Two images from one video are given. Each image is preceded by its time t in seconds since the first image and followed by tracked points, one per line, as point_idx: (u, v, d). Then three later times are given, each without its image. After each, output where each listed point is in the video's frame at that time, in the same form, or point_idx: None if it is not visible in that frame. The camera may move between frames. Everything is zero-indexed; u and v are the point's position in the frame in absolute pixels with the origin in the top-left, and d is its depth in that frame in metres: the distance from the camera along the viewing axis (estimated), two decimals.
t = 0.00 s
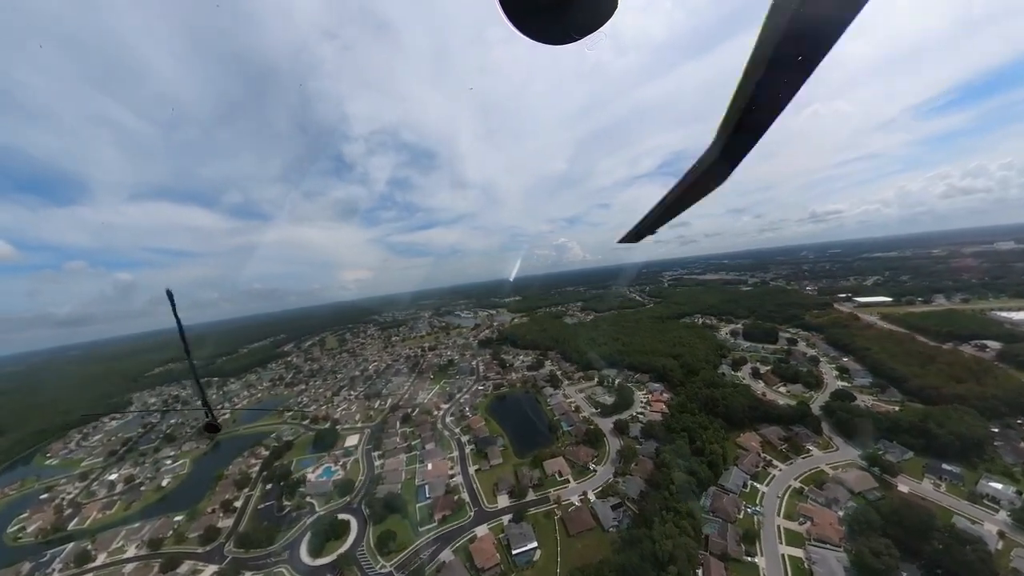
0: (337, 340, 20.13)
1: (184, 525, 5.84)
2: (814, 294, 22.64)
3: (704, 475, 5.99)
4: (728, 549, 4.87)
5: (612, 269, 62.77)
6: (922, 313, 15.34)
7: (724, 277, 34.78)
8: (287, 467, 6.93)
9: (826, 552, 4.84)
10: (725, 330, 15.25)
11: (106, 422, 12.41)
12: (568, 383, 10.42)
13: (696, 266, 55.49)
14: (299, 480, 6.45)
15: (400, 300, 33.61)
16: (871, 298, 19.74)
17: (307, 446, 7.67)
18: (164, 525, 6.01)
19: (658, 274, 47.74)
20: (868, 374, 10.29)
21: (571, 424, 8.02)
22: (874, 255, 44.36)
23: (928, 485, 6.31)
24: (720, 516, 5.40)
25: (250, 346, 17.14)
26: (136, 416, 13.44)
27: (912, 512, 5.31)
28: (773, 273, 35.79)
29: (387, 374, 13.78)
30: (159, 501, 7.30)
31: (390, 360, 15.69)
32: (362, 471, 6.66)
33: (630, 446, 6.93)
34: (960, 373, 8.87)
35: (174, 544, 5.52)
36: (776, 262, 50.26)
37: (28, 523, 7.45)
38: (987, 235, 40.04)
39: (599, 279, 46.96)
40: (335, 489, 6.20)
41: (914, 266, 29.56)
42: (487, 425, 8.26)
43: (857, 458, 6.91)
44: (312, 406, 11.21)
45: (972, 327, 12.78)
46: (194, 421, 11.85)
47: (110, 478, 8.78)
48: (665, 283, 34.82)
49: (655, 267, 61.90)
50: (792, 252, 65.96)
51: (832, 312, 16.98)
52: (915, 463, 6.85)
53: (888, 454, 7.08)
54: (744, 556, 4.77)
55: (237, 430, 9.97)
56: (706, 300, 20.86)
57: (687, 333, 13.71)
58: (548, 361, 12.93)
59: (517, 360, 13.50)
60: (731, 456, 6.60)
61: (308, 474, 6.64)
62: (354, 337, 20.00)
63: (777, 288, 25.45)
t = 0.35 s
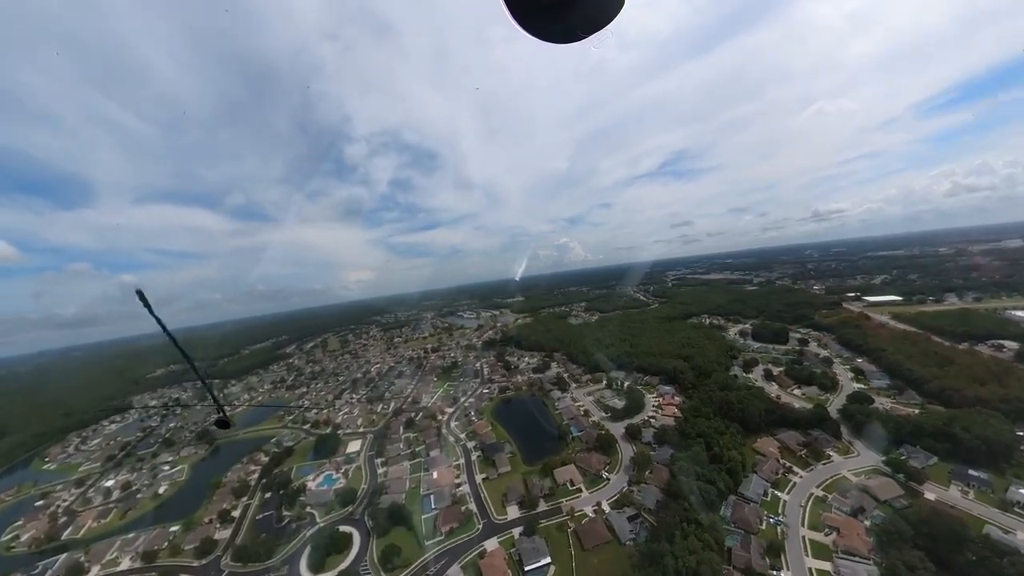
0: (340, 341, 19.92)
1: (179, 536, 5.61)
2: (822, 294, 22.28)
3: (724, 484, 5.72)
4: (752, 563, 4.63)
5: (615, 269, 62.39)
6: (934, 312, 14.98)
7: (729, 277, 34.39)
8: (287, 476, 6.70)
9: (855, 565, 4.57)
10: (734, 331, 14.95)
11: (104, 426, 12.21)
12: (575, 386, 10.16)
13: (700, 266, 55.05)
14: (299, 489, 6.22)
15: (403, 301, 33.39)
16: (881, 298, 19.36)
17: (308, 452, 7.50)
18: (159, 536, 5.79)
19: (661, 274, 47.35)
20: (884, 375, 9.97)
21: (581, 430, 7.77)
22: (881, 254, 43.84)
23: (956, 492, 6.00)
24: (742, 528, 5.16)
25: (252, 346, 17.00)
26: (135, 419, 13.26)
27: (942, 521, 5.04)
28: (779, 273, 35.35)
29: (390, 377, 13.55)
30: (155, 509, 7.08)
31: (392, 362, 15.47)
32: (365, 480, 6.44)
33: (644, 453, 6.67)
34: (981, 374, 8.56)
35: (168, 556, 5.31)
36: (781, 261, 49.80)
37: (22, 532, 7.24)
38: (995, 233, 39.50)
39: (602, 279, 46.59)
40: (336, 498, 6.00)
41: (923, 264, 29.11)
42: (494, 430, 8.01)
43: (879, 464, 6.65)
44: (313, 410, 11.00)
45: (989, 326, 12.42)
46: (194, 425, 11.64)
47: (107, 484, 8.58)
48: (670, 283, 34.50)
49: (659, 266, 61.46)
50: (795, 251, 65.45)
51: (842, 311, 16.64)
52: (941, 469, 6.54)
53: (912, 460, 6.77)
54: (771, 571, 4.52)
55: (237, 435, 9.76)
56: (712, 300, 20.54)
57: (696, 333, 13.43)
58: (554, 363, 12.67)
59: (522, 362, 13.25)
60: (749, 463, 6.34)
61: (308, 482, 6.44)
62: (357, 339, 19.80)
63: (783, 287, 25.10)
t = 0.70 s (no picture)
0: (341, 343, 19.68)
1: (172, 550, 5.38)
2: (830, 293, 21.90)
3: (746, 495, 5.44)
4: None
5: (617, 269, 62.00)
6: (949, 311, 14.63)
7: (734, 276, 33.98)
8: (286, 486, 6.46)
9: None
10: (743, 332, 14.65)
11: (102, 430, 11.95)
12: (583, 390, 9.90)
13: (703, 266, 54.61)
14: (299, 500, 5.99)
15: (405, 302, 33.13)
16: (891, 297, 18.99)
17: (308, 459, 7.28)
18: (152, 549, 5.56)
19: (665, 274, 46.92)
20: (903, 377, 9.64)
21: (591, 436, 7.51)
22: (886, 252, 43.33)
23: (989, 500, 5.55)
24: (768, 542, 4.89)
25: (254, 348, 16.83)
26: (133, 424, 12.99)
27: (979, 533, 4.70)
28: (784, 272, 34.93)
29: (393, 380, 13.29)
30: (150, 519, 6.85)
31: (395, 365, 15.22)
32: (367, 491, 6.20)
33: (659, 461, 6.40)
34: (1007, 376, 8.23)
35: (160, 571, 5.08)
36: (785, 260, 49.37)
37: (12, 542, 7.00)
38: (1003, 230, 38.98)
39: (604, 279, 46.22)
40: (337, 511, 5.77)
41: (931, 262, 28.71)
42: (501, 437, 7.73)
43: (905, 471, 6.36)
44: (314, 414, 10.74)
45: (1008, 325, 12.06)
46: (193, 430, 11.41)
47: (102, 492, 8.34)
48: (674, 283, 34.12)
49: (662, 266, 61.04)
50: (799, 250, 64.93)
51: (853, 311, 16.30)
52: (970, 476, 6.12)
53: (940, 466, 6.40)
54: None
55: (236, 442, 9.52)
56: (719, 300, 20.22)
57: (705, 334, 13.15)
58: (561, 365, 12.41)
59: (528, 364, 12.99)
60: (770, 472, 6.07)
61: (308, 493, 6.21)
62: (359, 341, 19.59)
63: (790, 286, 24.74)
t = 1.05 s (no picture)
0: (343, 345, 19.45)
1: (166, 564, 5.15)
2: (838, 292, 21.52)
3: (769, 505, 5.20)
4: None
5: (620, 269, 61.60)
6: (962, 309, 14.30)
7: (738, 275, 33.57)
8: (285, 495, 6.24)
9: None
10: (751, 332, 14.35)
11: (101, 434, 11.76)
12: (591, 393, 9.66)
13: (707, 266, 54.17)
14: (298, 511, 5.77)
15: (407, 303, 32.89)
16: (902, 295, 18.57)
17: (308, 467, 7.06)
18: (145, 561, 5.33)
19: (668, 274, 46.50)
20: (921, 377, 9.31)
21: (602, 442, 7.26)
22: (892, 250, 42.85)
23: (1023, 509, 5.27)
24: (794, 557, 4.66)
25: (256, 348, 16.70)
26: (133, 427, 12.80)
27: (1017, 545, 4.43)
28: (789, 271, 34.53)
29: (395, 382, 13.05)
30: (145, 528, 6.63)
31: (397, 367, 14.98)
32: (369, 501, 5.97)
33: (675, 469, 6.16)
34: None
35: None
36: (790, 259, 48.83)
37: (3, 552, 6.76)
38: (1011, 227, 38.50)
39: (607, 279, 45.86)
40: (337, 523, 5.53)
41: (939, 261, 28.31)
42: (508, 443, 7.49)
43: (931, 477, 6.07)
44: (315, 418, 10.51)
45: None
46: (191, 434, 11.19)
47: (97, 499, 8.12)
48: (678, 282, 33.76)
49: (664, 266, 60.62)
50: (803, 249, 64.45)
51: (863, 310, 15.97)
52: (1000, 483, 5.83)
53: (966, 472, 6.09)
54: None
55: (236, 447, 9.30)
56: (726, 300, 19.90)
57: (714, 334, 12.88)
58: (567, 367, 12.16)
59: (533, 366, 12.73)
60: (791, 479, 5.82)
61: (307, 502, 5.97)
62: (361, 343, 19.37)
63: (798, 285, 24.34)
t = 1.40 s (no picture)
0: (344, 346, 19.22)
1: None
2: (848, 291, 21.10)
3: (795, 518, 4.97)
4: None
5: (623, 269, 61.19)
6: (979, 307, 13.91)
7: (744, 275, 33.12)
8: (283, 506, 6.02)
9: None
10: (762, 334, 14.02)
11: (99, 438, 11.54)
12: (600, 396, 9.42)
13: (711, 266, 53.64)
14: (298, 522, 5.57)
15: (410, 304, 32.67)
16: (914, 295, 18.14)
17: (307, 475, 6.86)
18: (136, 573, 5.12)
19: (671, 274, 46.09)
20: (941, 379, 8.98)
21: (613, 449, 7.03)
22: (900, 249, 42.27)
23: None
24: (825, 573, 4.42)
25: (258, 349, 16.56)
26: (132, 430, 12.58)
27: None
28: (796, 271, 34.06)
29: (398, 386, 12.79)
30: (140, 537, 6.46)
31: (399, 369, 14.74)
32: (370, 513, 5.75)
33: (693, 479, 5.92)
34: None
35: None
36: (796, 258, 48.24)
37: None
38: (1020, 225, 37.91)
39: (610, 279, 45.48)
40: (337, 537, 5.28)
41: (949, 258, 27.80)
42: (515, 451, 7.24)
43: (963, 486, 5.73)
44: (315, 423, 10.25)
45: None
46: (190, 439, 10.97)
47: (92, 507, 7.88)
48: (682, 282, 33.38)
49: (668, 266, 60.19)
50: (807, 248, 63.86)
51: (876, 309, 15.58)
52: None
53: (999, 480, 5.74)
54: None
55: (234, 452, 9.07)
56: (733, 300, 19.55)
57: (724, 335, 12.60)
58: (574, 370, 11.91)
59: (539, 369, 12.47)
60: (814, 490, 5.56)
61: (306, 515, 5.76)
62: (363, 344, 19.15)
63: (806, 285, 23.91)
